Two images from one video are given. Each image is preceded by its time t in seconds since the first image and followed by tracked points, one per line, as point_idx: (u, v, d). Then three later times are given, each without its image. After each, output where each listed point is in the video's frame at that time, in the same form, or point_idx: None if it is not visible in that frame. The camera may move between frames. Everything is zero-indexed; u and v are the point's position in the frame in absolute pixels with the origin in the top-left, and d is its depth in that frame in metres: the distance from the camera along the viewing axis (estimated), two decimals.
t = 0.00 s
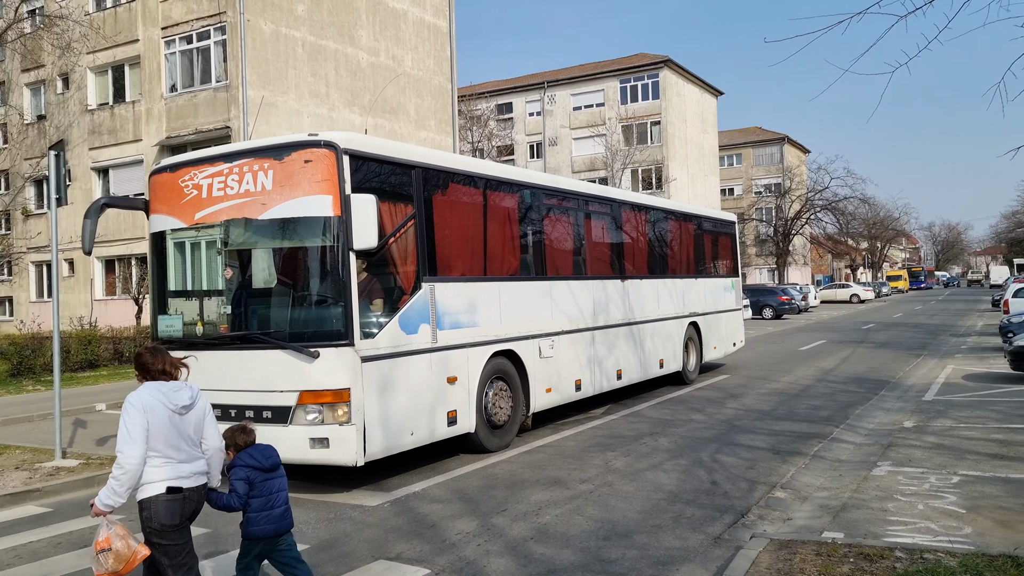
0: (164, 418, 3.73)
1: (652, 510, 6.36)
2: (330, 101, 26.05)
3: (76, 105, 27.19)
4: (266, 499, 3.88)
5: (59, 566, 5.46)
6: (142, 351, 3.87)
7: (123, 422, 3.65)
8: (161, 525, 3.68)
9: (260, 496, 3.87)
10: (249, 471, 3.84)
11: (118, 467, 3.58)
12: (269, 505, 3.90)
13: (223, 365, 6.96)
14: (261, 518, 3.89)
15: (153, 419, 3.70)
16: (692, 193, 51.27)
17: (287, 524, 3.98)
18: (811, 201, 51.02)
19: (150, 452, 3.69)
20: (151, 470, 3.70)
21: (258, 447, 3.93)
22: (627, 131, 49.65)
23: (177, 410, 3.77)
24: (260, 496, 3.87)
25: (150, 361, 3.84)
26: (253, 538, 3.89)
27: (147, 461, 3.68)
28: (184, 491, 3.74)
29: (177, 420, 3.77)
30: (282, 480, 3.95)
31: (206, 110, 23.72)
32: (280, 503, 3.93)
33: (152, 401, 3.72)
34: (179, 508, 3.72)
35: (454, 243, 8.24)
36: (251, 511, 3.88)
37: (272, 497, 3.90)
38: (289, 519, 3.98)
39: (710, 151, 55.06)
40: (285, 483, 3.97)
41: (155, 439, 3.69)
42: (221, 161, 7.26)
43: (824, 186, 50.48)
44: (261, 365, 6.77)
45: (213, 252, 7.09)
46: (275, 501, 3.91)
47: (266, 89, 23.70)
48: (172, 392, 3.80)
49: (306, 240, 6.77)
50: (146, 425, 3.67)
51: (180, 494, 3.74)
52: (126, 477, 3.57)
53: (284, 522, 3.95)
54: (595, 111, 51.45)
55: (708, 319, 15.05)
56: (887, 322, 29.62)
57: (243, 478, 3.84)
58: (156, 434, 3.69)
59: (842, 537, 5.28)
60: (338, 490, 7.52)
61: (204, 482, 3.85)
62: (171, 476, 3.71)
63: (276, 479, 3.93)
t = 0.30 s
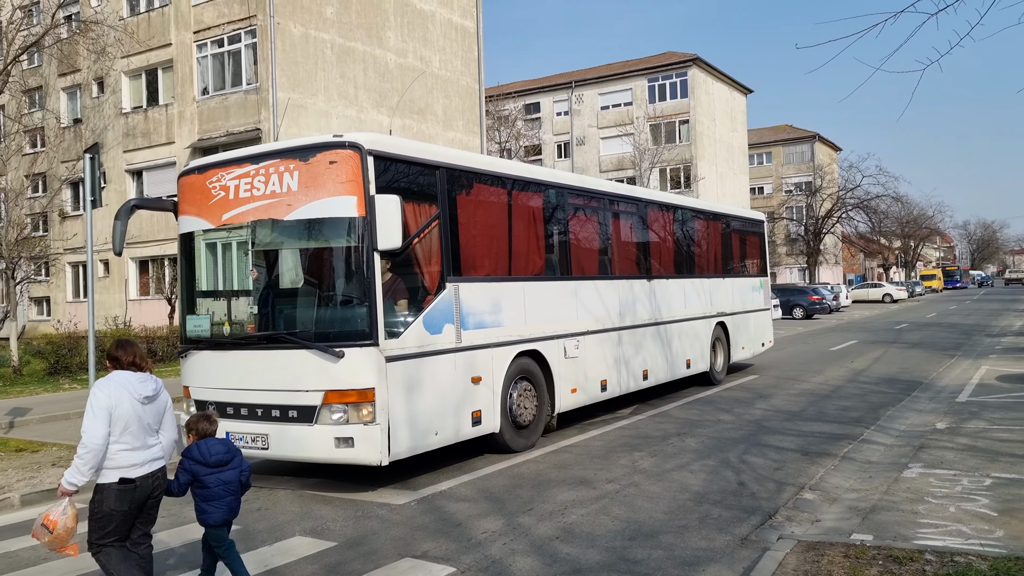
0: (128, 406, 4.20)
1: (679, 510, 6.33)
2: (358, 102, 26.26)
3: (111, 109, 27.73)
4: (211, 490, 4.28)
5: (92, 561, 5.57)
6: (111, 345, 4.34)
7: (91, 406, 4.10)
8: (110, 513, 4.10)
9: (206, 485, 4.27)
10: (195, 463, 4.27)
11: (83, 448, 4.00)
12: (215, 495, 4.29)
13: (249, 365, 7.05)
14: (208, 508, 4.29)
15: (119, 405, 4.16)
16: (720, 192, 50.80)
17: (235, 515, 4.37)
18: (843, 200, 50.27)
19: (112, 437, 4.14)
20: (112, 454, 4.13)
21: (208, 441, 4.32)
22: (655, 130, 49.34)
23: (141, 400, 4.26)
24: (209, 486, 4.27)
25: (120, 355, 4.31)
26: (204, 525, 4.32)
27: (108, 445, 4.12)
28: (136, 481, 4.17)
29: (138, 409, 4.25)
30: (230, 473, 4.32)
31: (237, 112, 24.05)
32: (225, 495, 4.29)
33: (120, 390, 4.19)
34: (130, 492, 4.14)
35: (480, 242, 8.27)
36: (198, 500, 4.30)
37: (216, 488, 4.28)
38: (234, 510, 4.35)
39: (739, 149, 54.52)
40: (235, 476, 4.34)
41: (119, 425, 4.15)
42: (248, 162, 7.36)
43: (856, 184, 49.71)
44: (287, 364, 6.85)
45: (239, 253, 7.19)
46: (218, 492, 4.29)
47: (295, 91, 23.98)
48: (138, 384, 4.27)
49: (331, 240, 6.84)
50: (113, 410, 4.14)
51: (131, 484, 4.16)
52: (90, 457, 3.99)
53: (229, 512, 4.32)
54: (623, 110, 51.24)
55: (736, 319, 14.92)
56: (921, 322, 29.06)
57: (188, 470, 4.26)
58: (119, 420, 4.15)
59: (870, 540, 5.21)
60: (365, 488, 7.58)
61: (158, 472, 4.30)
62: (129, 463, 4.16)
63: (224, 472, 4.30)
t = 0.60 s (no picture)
0: (96, 409, 4.39)
1: (705, 511, 6.30)
2: (386, 103, 26.45)
3: (145, 111, 28.22)
4: (182, 478, 4.58)
5: (126, 555, 5.69)
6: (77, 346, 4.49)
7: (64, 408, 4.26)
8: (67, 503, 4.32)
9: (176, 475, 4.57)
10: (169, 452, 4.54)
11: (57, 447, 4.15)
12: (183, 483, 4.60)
13: (279, 364, 7.15)
14: (176, 494, 4.59)
15: (88, 406, 4.35)
16: (749, 191, 50.30)
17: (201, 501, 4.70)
18: (874, 198, 49.52)
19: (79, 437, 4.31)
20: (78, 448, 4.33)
21: (182, 432, 4.61)
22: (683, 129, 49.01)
23: (107, 403, 4.45)
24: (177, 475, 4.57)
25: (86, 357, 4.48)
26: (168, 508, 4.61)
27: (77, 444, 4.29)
28: (91, 477, 4.34)
29: (105, 411, 4.44)
30: (200, 462, 4.65)
31: (267, 113, 24.35)
32: (195, 484, 4.63)
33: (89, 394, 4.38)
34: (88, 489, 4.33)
35: (506, 242, 8.31)
36: (169, 487, 4.57)
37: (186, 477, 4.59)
38: (202, 497, 4.68)
39: (769, 147, 53.95)
40: (203, 466, 4.68)
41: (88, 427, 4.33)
42: (277, 163, 7.46)
43: (888, 182, 48.95)
44: (315, 363, 6.94)
45: (268, 253, 7.30)
46: (187, 480, 4.60)
47: (324, 92, 24.22)
48: (104, 388, 4.47)
49: (358, 240, 6.91)
50: (82, 410, 4.33)
51: (86, 479, 4.34)
52: (62, 456, 4.15)
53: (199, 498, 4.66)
54: (651, 109, 50.97)
55: (765, 318, 14.79)
56: (955, 323, 28.53)
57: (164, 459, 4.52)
58: (88, 421, 4.33)
59: (901, 542, 5.15)
60: (393, 487, 7.64)
61: (119, 470, 4.45)
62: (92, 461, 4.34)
63: (195, 462, 4.63)
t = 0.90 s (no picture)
0: (54, 402, 4.66)
1: (719, 512, 6.29)
2: (399, 104, 26.52)
3: (160, 112, 28.45)
4: (143, 473, 4.94)
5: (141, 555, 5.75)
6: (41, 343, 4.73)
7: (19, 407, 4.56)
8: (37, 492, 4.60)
9: (138, 470, 4.94)
10: (133, 449, 4.91)
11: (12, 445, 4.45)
12: (144, 479, 4.95)
13: (293, 363, 7.20)
14: (136, 488, 4.95)
15: (45, 402, 4.63)
16: (763, 191, 50.03)
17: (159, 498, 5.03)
18: (889, 198, 49.17)
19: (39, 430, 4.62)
20: (42, 440, 4.63)
21: (147, 430, 4.98)
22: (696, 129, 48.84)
23: (65, 397, 4.70)
24: (140, 471, 4.94)
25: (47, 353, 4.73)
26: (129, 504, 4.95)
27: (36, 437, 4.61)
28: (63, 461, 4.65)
29: (63, 404, 4.70)
30: (163, 461, 5.01)
31: (280, 115, 24.49)
32: (155, 481, 4.98)
33: (46, 390, 4.65)
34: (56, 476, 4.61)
35: (519, 242, 8.32)
36: (129, 480, 4.95)
37: (147, 473, 4.95)
38: (161, 494, 5.02)
39: (782, 147, 53.65)
40: (164, 464, 5.02)
41: (44, 420, 4.62)
42: (291, 164, 7.52)
43: (903, 181, 48.56)
44: (329, 363, 6.98)
45: (282, 253, 7.36)
46: (148, 476, 4.96)
47: (338, 93, 24.33)
48: (61, 382, 4.72)
49: (372, 240, 6.95)
50: (39, 406, 4.61)
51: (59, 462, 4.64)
52: (19, 452, 4.46)
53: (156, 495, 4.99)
54: (663, 109, 50.84)
55: (779, 319, 14.73)
56: (972, 323, 28.28)
57: (126, 453, 4.90)
58: (45, 416, 4.62)
59: (917, 545, 5.12)
60: (407, 487, 7.67)
61: (82, 459, 4.76)
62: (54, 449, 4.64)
63: (156, 460, 4.99)
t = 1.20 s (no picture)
0: (25, 397, 4.93)
1: (730, 514, 6.28)
2: (409, 105, 26.58)
3: (171, 113, 28.61)
4: (108, 468, 5.29)
5: (153, 553, 5.79)
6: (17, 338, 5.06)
7: None
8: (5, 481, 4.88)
9: (104, 465, 5.29)
10: (101, 445, 5.30)
11: None
12: (109, 474, 5.29)
13: (303, 363, 7.24)
14: (100, 482, 5.28)
15: (16, 395, 4.90)
16: (773, 192, 49.84)
17: (124, 494, 5.35)
18: (900, 199, 48.91)
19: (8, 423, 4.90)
20: (9, 431, 4.91)
21: (117, 427, 5.37)
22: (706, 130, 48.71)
23: (35, 390, 4.97)
24: (106, 466, 5.29)
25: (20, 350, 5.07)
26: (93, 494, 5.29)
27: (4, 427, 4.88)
28: (28, 457, 4.93)
29: (33, 397, 4.98)
30: (129, 458, 5.37)
31: (291, 116, 24.59)
32: (119, 476, 5.31)
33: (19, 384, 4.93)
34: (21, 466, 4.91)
35: (529, 243, 8.33)
36: (96, 474, 5.30)
37: (113, 469, 5.30)
38: (125, 489, 5.34)
39: (793, 148, 53.45)
40: (129, 461, 5.37)
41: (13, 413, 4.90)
42: (302, 164, 7.55)
43: (914, 182, 48.30)
44: (340, 363, 7.01)
45: (293, 253, 7.39)
46: (114, 471, 5.30)
47: (348, 94, 24.41)
48: (33, 376, 5.00)
49: (383, 241, 6.97)
50: (11, 398, 4.87)
51: (24, 458, 4.93)
52: None
53: (121, 491, 5.31)
54: (673, 110, 50.74)
55: (789, 320, 14.69)
56: (983, 326, 28.12)
57: (94, 448, 5.29)
58: (15, 409, 4.90)
59: (929, 547, 5.10)
60: (418, 488, 7.69)
61: (50, 449, 5.05)
62: (20, 442, 4.92)
63: (122, 456, 5.34)
